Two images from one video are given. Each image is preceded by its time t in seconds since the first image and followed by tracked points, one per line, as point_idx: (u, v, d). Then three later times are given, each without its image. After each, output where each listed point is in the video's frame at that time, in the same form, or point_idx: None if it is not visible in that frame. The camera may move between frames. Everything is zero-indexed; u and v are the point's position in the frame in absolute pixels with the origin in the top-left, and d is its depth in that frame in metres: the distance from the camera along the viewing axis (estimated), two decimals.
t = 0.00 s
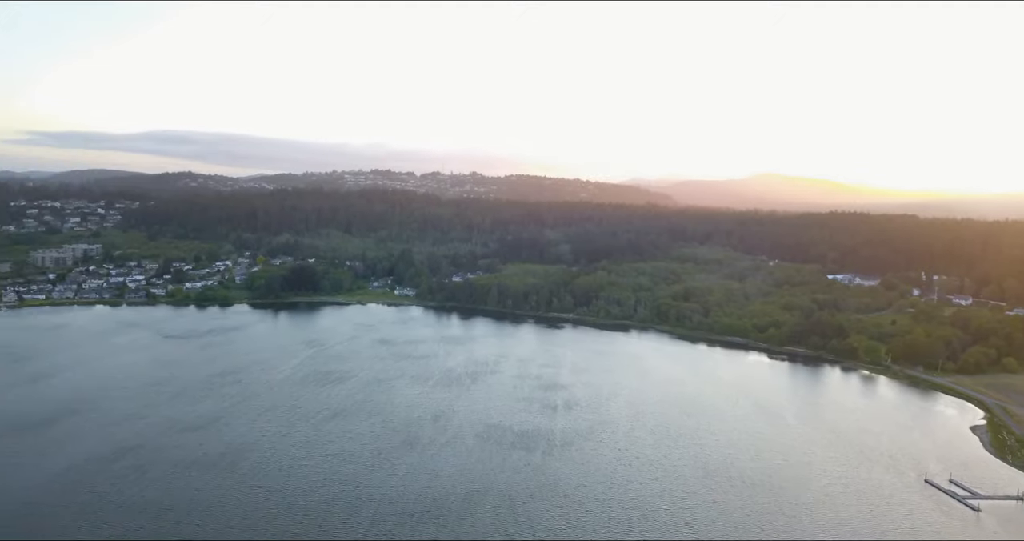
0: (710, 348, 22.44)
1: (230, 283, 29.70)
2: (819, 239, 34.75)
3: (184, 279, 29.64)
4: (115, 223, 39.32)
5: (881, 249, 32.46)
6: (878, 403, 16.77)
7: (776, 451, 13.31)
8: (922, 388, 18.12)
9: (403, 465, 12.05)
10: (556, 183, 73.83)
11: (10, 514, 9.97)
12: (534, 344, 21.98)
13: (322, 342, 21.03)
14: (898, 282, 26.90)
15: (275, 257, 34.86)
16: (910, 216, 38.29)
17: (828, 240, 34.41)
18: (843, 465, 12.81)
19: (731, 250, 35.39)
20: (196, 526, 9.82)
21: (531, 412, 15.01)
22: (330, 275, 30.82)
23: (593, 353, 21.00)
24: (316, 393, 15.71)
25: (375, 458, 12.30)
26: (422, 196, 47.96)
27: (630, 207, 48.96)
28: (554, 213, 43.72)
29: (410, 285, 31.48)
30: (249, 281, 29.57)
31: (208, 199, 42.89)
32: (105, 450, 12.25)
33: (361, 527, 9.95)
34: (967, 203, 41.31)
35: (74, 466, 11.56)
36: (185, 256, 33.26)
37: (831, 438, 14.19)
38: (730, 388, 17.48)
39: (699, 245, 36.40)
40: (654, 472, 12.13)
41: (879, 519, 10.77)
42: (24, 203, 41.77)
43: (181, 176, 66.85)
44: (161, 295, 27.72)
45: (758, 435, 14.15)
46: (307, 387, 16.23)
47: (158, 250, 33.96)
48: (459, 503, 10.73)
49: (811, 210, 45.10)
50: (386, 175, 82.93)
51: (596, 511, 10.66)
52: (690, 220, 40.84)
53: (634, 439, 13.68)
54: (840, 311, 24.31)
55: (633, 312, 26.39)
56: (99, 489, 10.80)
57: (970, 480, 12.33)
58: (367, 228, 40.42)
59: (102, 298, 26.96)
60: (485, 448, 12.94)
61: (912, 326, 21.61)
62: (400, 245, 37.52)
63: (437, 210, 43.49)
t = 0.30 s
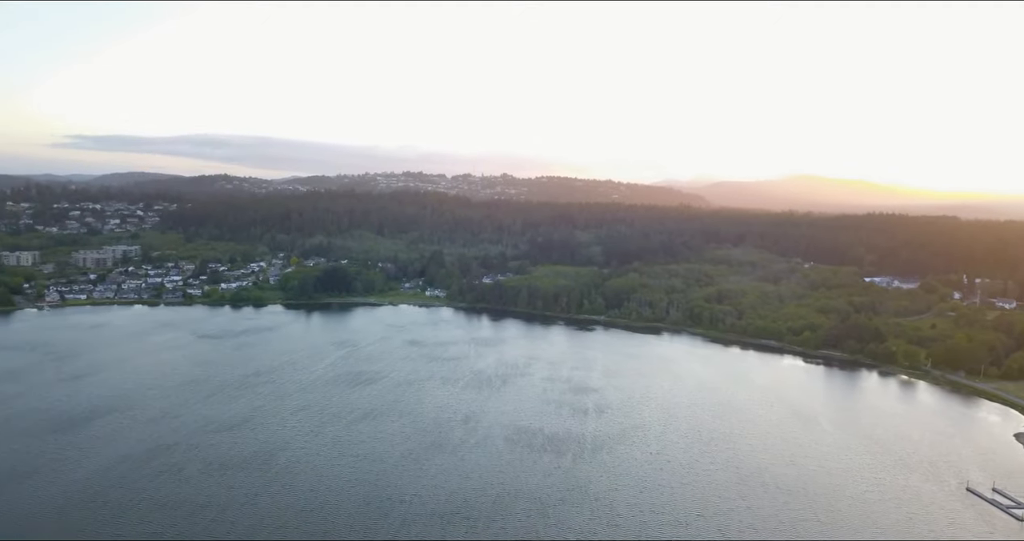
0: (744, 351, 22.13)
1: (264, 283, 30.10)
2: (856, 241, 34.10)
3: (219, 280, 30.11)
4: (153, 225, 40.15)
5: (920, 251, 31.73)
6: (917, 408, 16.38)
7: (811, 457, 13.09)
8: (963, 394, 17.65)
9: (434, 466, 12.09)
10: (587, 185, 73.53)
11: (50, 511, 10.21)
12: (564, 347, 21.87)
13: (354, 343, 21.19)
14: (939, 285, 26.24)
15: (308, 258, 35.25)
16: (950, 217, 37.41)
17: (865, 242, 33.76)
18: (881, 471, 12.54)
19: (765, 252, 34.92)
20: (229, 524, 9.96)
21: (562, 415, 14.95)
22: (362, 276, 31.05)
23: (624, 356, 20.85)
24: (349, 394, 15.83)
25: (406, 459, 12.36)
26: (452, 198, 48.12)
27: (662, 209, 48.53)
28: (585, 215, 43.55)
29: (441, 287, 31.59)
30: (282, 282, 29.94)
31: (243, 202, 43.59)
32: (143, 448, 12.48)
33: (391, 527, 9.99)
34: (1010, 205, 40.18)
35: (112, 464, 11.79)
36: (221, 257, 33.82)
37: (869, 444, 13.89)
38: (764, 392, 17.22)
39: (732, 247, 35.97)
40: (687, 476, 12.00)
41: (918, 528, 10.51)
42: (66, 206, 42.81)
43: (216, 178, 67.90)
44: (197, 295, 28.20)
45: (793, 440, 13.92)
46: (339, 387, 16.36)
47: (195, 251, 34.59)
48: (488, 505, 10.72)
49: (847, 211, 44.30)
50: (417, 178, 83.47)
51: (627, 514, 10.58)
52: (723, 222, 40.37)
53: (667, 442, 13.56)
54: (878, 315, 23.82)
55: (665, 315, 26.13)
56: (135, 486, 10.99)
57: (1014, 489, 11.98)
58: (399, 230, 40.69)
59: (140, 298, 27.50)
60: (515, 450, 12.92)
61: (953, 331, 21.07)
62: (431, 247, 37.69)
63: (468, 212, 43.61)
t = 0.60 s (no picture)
0: (779, 355, 21.80)
1: (298, 284, 30.46)
2: (896, 243, 33.37)
3: (255, 281, 30.56)
4: (191, 227, 40.96)
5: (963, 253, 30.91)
6: (960, 414, 15.96)
7: (850, 463, 12.83)
8: (1008, 400, 17.15)
9: (466, 467, 12.10)
10: (620, 186, 73.09)
11: (91, 506, 10.44)
12: (596, 349, 21.76)
13: (386, 344, 21.34)
14: (984, 288, 25.51)
15: (342, 259, 35.62)
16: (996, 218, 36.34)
17: (906, 244, 33.01)
18: (923, 479, 12.24)
19: (801, 254, 34.35)
20: (264, 522, 10.09)
21: (594, 418, 14.87)
22: (394, 277, 31.26)
23: (656, 359, 20.68)
24: (381, 394, 15.95)
25: (438, 460, 12.39)
26: (484, 199, 48.21)
27: (696, 210, 48.02)
28: (618, 216, 43.31)
29: (473, 288, 31.67)
30: (317, 283, 30.29)
31: (278, 203, 44.24)
32: (180, 446, 12.71)
33: (423, 528, 10.03)
34: None
35: (151, 461, 12.03)
36: (257, 258, 34.33)
37: (909, 451, 13.57)
38: (800, 397, 16.93)
39: (767, 249, 35.44)
40: (721, 481, 11.84)
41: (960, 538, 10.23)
42: (108, 208, 43.87)
43: (252, 181, 68.90)
44: (233, 295, 28.63)
45: (831, 446, 13.66)
46: (372, 388, 16.48)
47: (231, 252, 35.17)
48: (521, 507, 10.70)
49: (887, 212, 43.34)
50: (449, 180, 83.84)
51: (660, 519, 10.47)
52: (758, 223, 39.80)
53: (700, 446, 13.40)
54: (918, 318, 23.28)
55: (699, 318, 25.86)
56: (173, 483, 11.19)
57: None
58: (431, 231, 40.91)
59: (178, 298, 28.02)
60: (547, 453, 12.89)
61: (998, 335, 20.47)
62: (463, 248, 37.82)
63: (500, 213, 43.65)
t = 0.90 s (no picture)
0: (817, 359, 21.40)
1: (333, 284, 30.79)
2: (938, 244, 32.57)
3: (291, 281, 30.97)
4: (229, 227, 41.69)
5: (1011, 256, 30.02)
6: (1006, 422, 15.49)
7: (890, 470, 12.53)
8: None
9: (497, 469, 12.09)
10: (654, 186, 72.53)
11: (131, 502, 10.65)
12: (629, 351, 21.60)
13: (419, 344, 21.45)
14: None
15: (376, 260, 35.91)
16: None
17: (949, 246, 32.19)
18: (966, 487, 11.91)
19: (840, 256, 33.72)
20: (298, 520, 10.19)
21: (626, 421, 14.76)
22: (428, 277, 31.41)
23: (691, 361, 20.46)
24: (413, 395, 16.03)
25: (470, 460, 12.40)
26: (517, 200, 48.19)
27: (732, 211, 47.40)
28: (652, 217, 42.94)
29: (506, 289, 31.69)
30: (351, 283, 30.58)
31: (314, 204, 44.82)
32: (217, 443, 12.93)
33: (455, 528, 10.04)
34: None
35: (189, 458, 12.24)
36: (292, 258, 34.79)
37: (952, 458, 13.20)
38: (838, 401, 16.61)
39: (804, 250, 34.85)
40: (757, 486, 11.66)
41: None
42: (149, 209, 44.87)
43: (289, 182, 69.82)
44: (269, 295, 29.05)
45: (870, 452, 13.37)
46: (405, 388, 16.58)
47: (268, 252, 35.71)
48: (553, 509, 10.65)
49: (930, 212, 42.30)
50: (483, 180, 84.01)
51: (694, 524, 10.34)
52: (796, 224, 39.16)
53: (735, 451, 13.21)
54: (962, 322, 22.68)
55: (734, 320, 25.52)
56: (210, 480, 11.38)
57: None
58: (464, 232, 41.04)
59: (216, 297, 28.51)
60: (580, 456, 12.83)
61: None
62: (496, 249, 37.89)
63: (533, 214, 43.62)
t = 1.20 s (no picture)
0: (857, 363, 20.97)
1: (368, 285, 31.09)
2: (985, 247, 31.68)
3: (327, 282, 31.34)
4: (267, 229, 42.40)
5: None
6: None
7: (934, 477, 12.21)
8: None
9: (531, 471, 12.07)
10: (689, 187, 71.82)
11: (171, 498, 10.87)
12: (664, 354, 21.40)
13: (453, 345, 21.53)
14: None
15: (411, 261, 36.17)
16: None
17: (996, 248, 31.28)
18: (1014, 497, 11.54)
19: (881, 258, 32.98)
20: (333, 519, 10.29)
21: (661, 425, 14.62)
22: (462, 279, 31.53)
23: (727, 365, 20.21)
24: (446, 396, 16.08)
25: (503, 462, 12.40)
26: (552, 202, 48.12)
27: (770, 212, 46.66)
28: (688, 219, 42.51)
29: (540, 290, 31.65)
30: (387, 284, 30.84)
31: (350, 206, 45.36)
32: (255, 441, 13.13)
33: (488, 529, 10.04)
34: None
35: (228, 456, 12.45)
36: (329, 259, 35.22)
37: (999, 467, 12.81)
38: (880, 407, 16.24)
39: (844, 252, 34.16)
40: (794, 492, 11.46)
41: None
42: (190, 210, 45.83)
43: (325, 184, 70.70)
44: (306, 296, 29.44)
45: (913, 459, 13.03)
46: (439, 389, 16.64)
47: (305, 253, 36.21)
48: (586, 513, 10.60)
49: (976, 214, 41.16)
50: (517, 182, 84.02)
51: (730, 530, 10.19)
52: (836, 226, 38.41)
53: (772, 456, 13.01)
54: (1010, 326, 22.01)
55: (772, 323, 25.13)
56: (247, 478, 11.55)
57: None
58: (498, 234, 41.12)
59: (254, 298, 28.99)
60: (613, 459, 12.75)
61: None
62: (530, 251, 37.90)
63: (567, 216, 43.50)
